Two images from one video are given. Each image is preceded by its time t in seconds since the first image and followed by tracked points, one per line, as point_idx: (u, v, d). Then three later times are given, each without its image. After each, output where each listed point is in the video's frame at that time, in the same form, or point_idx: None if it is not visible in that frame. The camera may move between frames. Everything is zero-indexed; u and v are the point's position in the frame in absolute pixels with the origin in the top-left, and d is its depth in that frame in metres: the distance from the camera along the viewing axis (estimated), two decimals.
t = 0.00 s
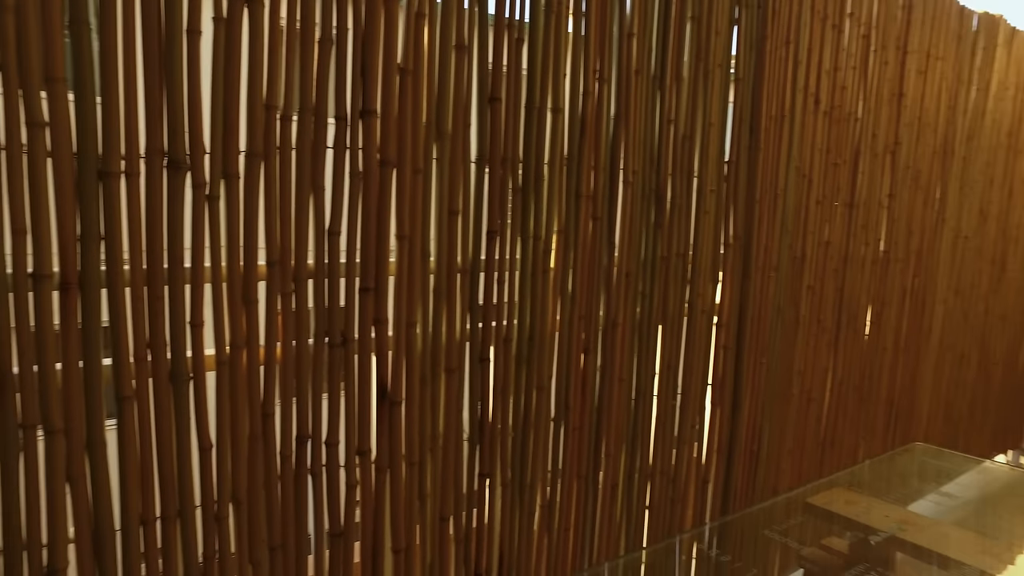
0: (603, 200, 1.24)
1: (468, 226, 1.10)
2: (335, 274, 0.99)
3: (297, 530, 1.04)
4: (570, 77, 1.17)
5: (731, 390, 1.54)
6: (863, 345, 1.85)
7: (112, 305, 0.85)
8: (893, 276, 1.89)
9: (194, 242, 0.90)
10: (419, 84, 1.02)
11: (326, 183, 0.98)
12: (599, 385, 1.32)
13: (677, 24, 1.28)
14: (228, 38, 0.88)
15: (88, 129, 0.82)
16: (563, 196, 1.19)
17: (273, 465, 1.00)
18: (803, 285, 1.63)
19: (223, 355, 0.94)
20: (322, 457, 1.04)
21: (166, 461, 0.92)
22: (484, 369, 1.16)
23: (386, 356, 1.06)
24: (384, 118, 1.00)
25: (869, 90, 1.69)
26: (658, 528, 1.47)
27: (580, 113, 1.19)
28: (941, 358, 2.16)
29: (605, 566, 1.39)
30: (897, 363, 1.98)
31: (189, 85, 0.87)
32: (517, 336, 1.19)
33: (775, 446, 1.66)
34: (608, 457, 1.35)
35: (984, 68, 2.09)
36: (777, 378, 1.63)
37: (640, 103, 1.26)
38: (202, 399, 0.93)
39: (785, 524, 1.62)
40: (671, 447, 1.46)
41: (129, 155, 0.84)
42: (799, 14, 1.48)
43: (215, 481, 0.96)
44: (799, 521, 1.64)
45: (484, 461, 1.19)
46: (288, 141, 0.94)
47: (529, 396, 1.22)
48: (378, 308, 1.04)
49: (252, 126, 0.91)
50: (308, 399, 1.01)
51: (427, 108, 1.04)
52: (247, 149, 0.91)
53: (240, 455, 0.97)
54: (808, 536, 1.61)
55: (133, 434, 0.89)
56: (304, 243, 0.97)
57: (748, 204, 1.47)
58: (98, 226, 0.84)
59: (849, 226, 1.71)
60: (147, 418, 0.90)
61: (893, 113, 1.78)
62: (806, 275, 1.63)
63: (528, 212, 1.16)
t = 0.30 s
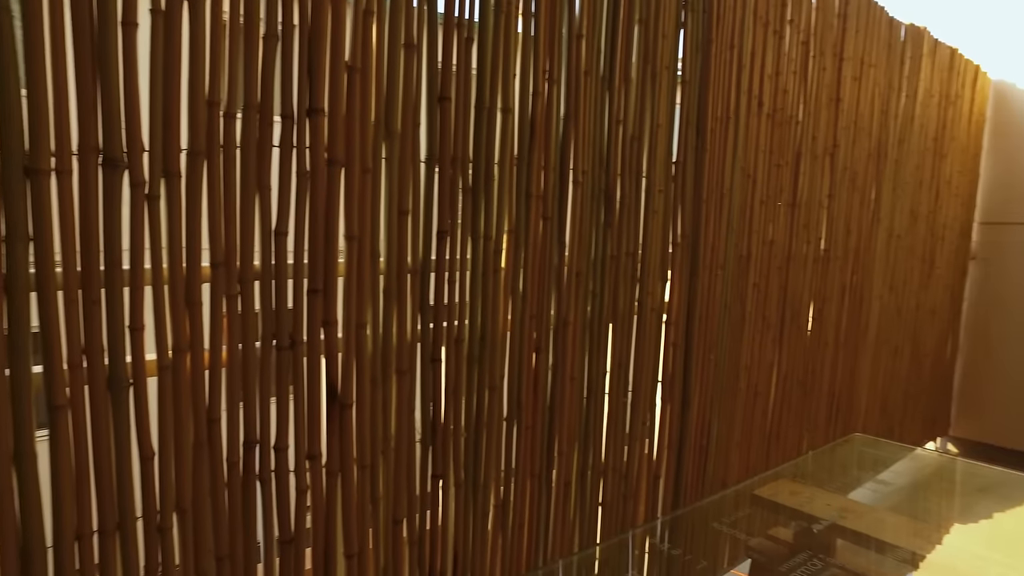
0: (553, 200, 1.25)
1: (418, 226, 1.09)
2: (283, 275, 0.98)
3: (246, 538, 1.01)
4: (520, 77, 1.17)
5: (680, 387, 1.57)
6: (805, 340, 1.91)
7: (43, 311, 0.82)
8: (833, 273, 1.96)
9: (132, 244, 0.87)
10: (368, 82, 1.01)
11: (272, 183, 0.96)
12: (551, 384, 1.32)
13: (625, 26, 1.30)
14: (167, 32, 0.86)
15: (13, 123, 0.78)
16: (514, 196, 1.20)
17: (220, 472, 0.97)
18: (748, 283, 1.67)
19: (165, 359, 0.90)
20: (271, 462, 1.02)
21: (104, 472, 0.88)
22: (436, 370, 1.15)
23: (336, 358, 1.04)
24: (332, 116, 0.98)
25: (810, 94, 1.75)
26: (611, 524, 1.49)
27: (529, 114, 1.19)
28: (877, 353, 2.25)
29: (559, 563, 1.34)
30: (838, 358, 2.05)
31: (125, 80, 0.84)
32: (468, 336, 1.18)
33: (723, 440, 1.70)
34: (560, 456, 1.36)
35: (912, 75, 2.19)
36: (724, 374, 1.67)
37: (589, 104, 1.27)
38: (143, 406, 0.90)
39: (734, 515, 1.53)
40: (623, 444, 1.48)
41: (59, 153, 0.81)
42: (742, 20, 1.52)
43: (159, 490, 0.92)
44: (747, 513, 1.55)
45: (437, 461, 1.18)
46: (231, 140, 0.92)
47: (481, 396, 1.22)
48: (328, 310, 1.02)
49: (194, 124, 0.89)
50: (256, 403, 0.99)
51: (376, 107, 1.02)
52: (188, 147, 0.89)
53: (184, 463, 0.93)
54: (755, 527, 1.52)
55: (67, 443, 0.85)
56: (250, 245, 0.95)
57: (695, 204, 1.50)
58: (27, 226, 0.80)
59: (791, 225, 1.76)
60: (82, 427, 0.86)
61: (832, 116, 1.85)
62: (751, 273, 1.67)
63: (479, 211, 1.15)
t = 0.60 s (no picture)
0: (511, 200, 1.25)
1: (375, 226, 1.09)
2: (236, 276, 0.95)
3: (200, 547, 0.98)
4: (477, 77, 1.17)
5: (639, 384, 1.59)
6: (760, 337, 1.95)
7: None
8: (785, 272, 2.01)
9: (75, 245, 0.84)
10: (323, 80, 1.00)
11: (224, 182, 0.94)
12: (510, 383, 1.33)
13: (583, 28, 1.31)
14: (111, 26, 0.83)
15: None
16: (472, 196, 1.20)
17: (172, 480, 0.94)
18: (704, 281, 1.70)
19: (112, 364, 0.87)
20: (226, 468, 0.99)
21: (46, 481, 0.85)
22: (394, 371, 1.14)
23: (292, 361, 1.03)
24: (286, 114, 0.97)
25: (762, 97, 1.79)
26: (572, 522, 1.51)
27: (487, 114, 1.19)
28: (828, 349, 2.31)
29: (521, 563, 1.31)
30: (791, 354, 2.10)
31: (66, 75, 0.81)
32: (427, 336, 1.18)
33: (681, 437, 1.73)
34: (521, 456, 1.37)
35: (859, 79, 2.26)
36: (681, 372, 1.69)
37: (547, 104, 1.27)
38: (89, 413, 0.87)
39: (692, 511, 1.53)
40: (583, 443, 1.49)
41: None
42: (696, 23, 1.55)
43: (106, 500, 0.89)
44: (705, 508, 1.55)
45: (397, 463, 1.17)
46: (181, 138, 0.89)
47: (440, 397, 1.21)
48: (283, 311, 1.01)
49: (143, 120, 0.86)
50: (209, 408, 0.96)
51: (332, 105, 1.01)
52: (135, 145, 0.86)
53: (133, 472, 0.90)
54: (712, 521, 1.51)
55: (6, 453, 0.82)
56: (202, 246, 0.92)
57: (652, 204, 1.52)
58: None
59: (745, 224, 1.80)
60: (22, 436, 0.83)
61: (783, 118, 1.89)
62: (706, 272, 1.70)
63: (437, 211, 1.15)
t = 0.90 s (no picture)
0: (471, 200, 1.25)
1: (332, 226, 1.07)
2: (190, 278, 0.93)
3: (154, 558, 0.95)
4: (436, 76, 1.17)
5: (600, 383, 1.60)
6: (717, 335, 1.98)
7: None
8: (742, 270, 2.05)
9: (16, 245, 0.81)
10: (279, 78, 0.98)
11: (176, 182, 0.91)
12: (471, 383, 1.32)
13: (542, 29, 1.32)
14: (53, 18, 0.80)
15: None
16: (431, 196, 1.19)
17: (122, 489, 0.91)
18: (662, 280, 1.72)
19: (58, 370, 0.84)
20: (181, 475, 0.96)
21: None
22: (354, 373, 1.13)
23: (249, 364, 1.01)
24: (240, 112, 0.95)
25: (718, 99, 1.82)
26: (535, 521, 1.51)
27: (447, 113, 1.19)
28: (783, 345, 2.37)
29: (484, 563, 1.33)
30: (748, 351, 2.15)
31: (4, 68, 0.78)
32: (387, 337, 1.17)
33: (641, 434, 1.75)
34: (483, 456, 1.36)
35: (810, 83, 2.31)
36: (641, 370, 1.71)
37: (506, 104, 1.27)
38: (31, 419, 0.84)
39: (653, 506, 1.55)
40: (544, 442, 1.50)
41: None
42: (654, 25, 1.57)
43: (49, 513, 0.86)
44: (666, 503, 1.57)
45: (357, 466, 1.16)
46: (130, 135, 0.87)
47: (401, 399, 1.20)
48: (239, 314, 0.98)
49: (87, 117, 0.83)
50: (162, 413, 0.93)
51: (288, 104, 1.00)
52: (80, 142, 0.83)
53: (80, 482, 0.87)
54: (673, 517, 1.54)
55: None
56: (152, 246, 0.90)
57: (611, 204, 1.53)
58: None
59: (702, 224, 1.83)
60: None
61: (738, 119, 1.93)
62: (665, 271, 1.72)
63: (396, 211, 1.14)
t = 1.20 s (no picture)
0: (436, 199, 1.25)
1: (296, 226, 1.06)
2: (148, 280, 0.91)
3: (112, 568, 0.93)
4: (400, 76, 1.16)
5: (567, 382, 1.61)
6: (682, 333, 2.01)
7: None
8: (706, 269, 2.08)
9: None
10: (239, 75, 0.96)
11: (132, 181, 0.89)
12: (439, 383, 1.32)
13: (506, 29, 1.32)
14: None
15: None
16: (396, 196, 1.18)
17: (78, 499, 0.88)
18: (628, 279, 1.74)
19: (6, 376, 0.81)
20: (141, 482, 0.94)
21: None
22: (319, 375, 1.12)
23: (212, 366, 0.99)
24: (199, 110, 0.93)
25: (680, 100, 1.84)
26: (505, 521, 1.51)
27: (411, 113, 1.18)
28: (747, 343, 2.41)
29: (454, 564, 1.32)
30: (712, 348, 2.18)
31: None
32: (352, 339, 1.16)
33: (609, 432, 1.76)
34: (451, 457, 1.36)
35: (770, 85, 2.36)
36: (608, 368, 1.73)
37: (471, 104, 1.27)
38: None
39: (620, 504, 1.57)
40: (513, 442, 1.50)
41: None
42: (617, 27, 1.58)
43: None
44: (634, 500, 1.59)
45: (324, 469, 1.15)
46: (83, 133, 0.84)
47: (368, 401, 1.19)
48: (200, 316, 0.96)
49: (35, 113, 0.80)
50: (120, 419, 0.91)
51: (249, 102, 0.98)
52: (28, 140, 0.81)
53: (32, 492, 0.84)
54: (641, 514, 1.55)
55: None
56: (108, 248, 0.87)
57: (576, 203, 1.54)
58: None
59: (666, 223, 1.85)
60: None
61: (700, 120, 1.96)
62: (630, 270, 1.74)
63: (360, 211, 1.13)
